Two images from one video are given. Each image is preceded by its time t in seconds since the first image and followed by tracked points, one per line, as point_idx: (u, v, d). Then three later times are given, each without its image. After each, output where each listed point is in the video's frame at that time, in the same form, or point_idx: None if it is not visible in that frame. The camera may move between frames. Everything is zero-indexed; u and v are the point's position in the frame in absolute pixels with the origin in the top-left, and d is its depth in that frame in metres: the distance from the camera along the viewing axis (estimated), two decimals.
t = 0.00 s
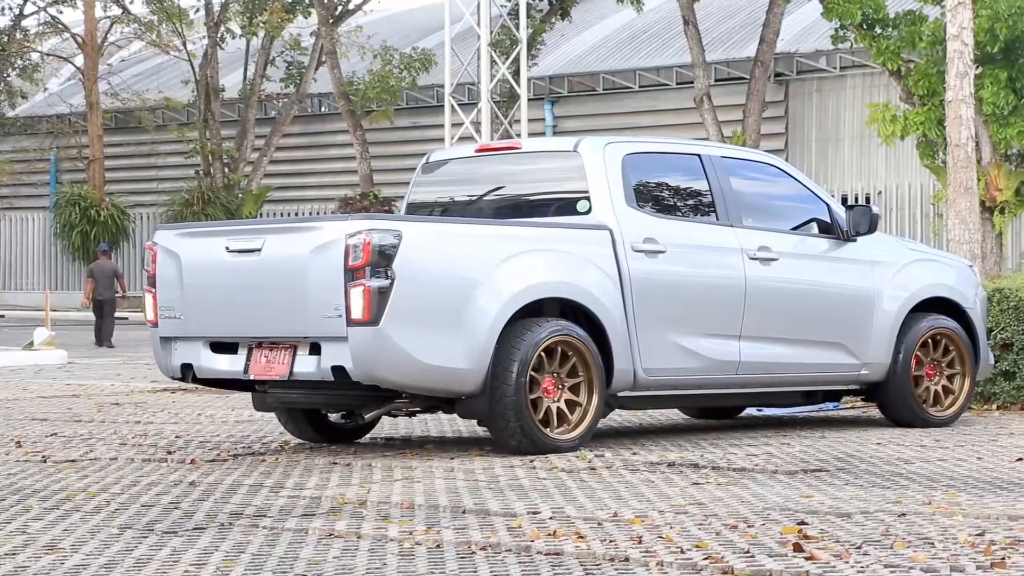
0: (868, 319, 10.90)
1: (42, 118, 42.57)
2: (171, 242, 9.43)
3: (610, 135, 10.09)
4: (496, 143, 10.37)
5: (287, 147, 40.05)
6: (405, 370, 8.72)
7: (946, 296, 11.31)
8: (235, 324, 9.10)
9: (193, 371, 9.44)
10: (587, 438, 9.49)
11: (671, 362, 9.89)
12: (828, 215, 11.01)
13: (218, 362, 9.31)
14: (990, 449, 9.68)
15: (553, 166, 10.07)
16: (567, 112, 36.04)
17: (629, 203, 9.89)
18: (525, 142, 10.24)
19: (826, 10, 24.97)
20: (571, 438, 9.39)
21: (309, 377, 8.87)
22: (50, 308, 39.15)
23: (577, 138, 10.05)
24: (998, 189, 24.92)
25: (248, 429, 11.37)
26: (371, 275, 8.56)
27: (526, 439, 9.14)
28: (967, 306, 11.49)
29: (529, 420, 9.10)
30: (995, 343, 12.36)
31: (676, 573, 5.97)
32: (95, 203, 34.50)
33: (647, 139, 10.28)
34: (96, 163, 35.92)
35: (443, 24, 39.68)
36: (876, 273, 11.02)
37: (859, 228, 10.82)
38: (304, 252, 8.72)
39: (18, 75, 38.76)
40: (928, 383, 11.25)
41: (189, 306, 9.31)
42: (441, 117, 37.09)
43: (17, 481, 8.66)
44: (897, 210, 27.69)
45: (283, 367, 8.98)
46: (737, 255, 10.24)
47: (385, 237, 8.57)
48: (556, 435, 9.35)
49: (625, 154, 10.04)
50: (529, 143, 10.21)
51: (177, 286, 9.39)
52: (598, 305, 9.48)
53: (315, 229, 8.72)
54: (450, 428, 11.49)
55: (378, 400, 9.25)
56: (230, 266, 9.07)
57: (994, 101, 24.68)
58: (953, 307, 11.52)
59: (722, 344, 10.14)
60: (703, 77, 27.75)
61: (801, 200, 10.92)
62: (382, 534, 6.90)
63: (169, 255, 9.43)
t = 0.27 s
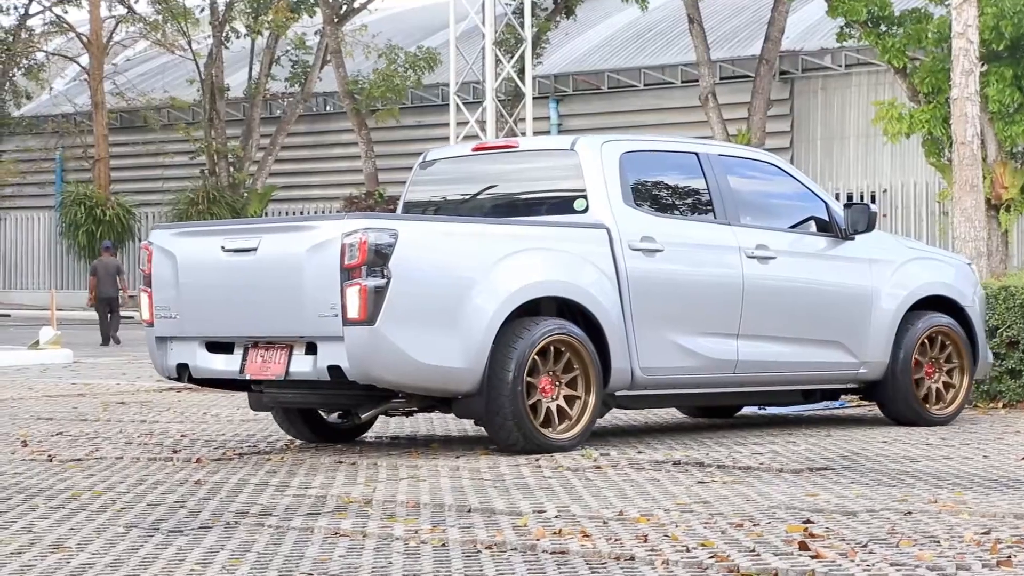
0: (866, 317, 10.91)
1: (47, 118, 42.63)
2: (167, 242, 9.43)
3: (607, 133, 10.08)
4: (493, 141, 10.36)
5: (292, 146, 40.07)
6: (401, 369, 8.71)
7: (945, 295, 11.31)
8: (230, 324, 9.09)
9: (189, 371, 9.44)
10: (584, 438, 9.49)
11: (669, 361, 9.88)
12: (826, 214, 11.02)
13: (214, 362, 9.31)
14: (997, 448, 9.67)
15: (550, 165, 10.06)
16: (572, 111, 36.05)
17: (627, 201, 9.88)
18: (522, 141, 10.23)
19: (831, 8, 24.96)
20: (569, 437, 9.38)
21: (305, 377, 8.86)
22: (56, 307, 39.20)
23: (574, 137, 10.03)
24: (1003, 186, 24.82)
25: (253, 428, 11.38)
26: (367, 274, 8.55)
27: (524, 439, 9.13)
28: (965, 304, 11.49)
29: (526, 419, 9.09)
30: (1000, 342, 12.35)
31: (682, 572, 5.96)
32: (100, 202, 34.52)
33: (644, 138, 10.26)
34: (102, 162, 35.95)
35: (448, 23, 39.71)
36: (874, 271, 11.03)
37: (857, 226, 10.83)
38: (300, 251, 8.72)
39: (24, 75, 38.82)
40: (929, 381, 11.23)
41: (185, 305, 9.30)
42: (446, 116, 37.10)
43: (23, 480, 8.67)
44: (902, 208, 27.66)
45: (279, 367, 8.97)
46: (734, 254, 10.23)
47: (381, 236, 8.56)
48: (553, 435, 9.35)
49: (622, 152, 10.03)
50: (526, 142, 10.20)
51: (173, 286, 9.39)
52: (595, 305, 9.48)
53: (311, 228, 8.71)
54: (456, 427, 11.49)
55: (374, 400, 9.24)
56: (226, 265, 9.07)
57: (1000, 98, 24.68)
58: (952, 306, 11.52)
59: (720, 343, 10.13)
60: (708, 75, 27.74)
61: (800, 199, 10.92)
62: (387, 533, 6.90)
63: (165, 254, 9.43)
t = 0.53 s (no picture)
0: (863, 315, 10.91)
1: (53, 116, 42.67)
2: (160, 241, 9.42)
3: (602, 131, 10.07)
4: (488, 139, 10.35)
5: (298, 144, 40.10)
6: (396, 368, 8.69)
7: (944, 292, 11.33)
8: (224, 324, 9.08)
9: (183, 371, 9.42)
10: (580, 437, 9.49)
11: (666, 359, 9.87)
12: (823, 211, 11.02)
13: (208, 361, 9.29)
14: (1005, 445, 9.67)
15: (544, 163, 10.05)
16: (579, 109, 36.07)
17: (622, 199, 9.88)
18: (518, 139, 10.22)
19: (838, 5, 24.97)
20: (564, 437, 9.38)
21: (299, 377, 8.85)
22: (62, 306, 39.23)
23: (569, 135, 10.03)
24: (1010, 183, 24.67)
25: (259, 427, 11.38)
26: (361, 274, 8.53)
27: (519, 437, 9.13)
28: (964, 301, 11.51)
29: (522, 418, 9.09)
30: (1009, 339, 12.35)
31: (690, 569, 5.97)
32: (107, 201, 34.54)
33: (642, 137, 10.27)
34: (108, 160, 35.96)
35: (454, 21, 39.74)
36: (872, 269, 11.03)
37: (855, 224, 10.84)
38: (293, 250, 8.70)
39: (29, 74, 38.83)
40: (928, 379, 11.25)
41: (179, 305, 9.29)
42: (452, 114, 37.10)
43: (32, 478, 8.68)
44: (909, 206, 27.64)
45: (273, 367, 8.96)
46: (731, 252, 10.22)
47: (375, 236, 8.55)
48: (550, 434, 9.34)
49: (617, 150, 10.03)
50: (521, 140, 10.19)
51: (166, 286, 9.37)
52: (592, 303, 9.46)
53: (304, 227, 8.69)
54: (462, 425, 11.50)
55: (369, 400, 9.26)
56: (219, 265, 9.05)
57: (1007, 96, 24.73)
58: (951, 303, 11.54)
59: (716, 341, 10.12)
60: (715, 73, 27.73)
61: (796, 197, 10.94)
62: (395, 531, 6.90)
63: (159, 254, 9.42)
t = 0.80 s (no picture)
0: (865, 313, 10.90)
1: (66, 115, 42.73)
2: (159, 240, 9.40)
3: (604, 130, 10.06)
4: (489, 137, 10.34)
5: (311, 142, 40.12)
6: (395, 368, 8.67)
7: (949, 289, 11.33)
8: (223, 324, 9.07)
9: (182, 371, 9.41)
10: (581, 437, 9.46)
11: (669, 358, 9.85)
12: (826, 209, 11.00)
13: (208, 362, 9.28)
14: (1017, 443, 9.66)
15: (546, 161, 10.03)
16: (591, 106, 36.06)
17: (624, 197, 9.86)
18: (518, 137, 10.19)
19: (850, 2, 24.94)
20: (566, 436, 9.36)
21: (299, 377, 8.84)
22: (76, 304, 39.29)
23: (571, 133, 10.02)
24: None
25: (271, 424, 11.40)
26: (360, 272, 8.52)
27: (520, 436, 9.09)
28: (969, 299, 11.51)
29: (523, 417, 9.07)
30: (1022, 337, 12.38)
31: (703, 567, 5.97)
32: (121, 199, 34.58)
33: (645, 134, 10.27)
34: (121, 159, 35.97)
35: (466, 19, 39.74)
36: (875, 267, 11.03)
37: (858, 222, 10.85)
38: (293, 249, 8.68)
39: (42, 73, 38.88)
40: (934, 377, 11.25)
41: (178, 305, 9.27)
42: (464, 112, 37.09)
43: (45, 476, 8.71)
44: (923, 203, 27.61)
45: (273, 367, 8.94)
46: (733, 249, 10.21)
47: (374, 234, 8.54)
48: (551, 433, 9.32)
49: (618, 148, 10.02)
50: (522, 138, 10.18)
51: (166, 286, 9.35)
52: (593, 302, 9.45)
53: (304, 226, 8.68)
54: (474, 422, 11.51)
55: (369, 400, 9.24)
56: (218, 265, 9.04)
57: (1021, 93, 24.69)
58: (956, 300, 11.55)
59: (719, 340, 10.11)
60: (727, 71, 27.70)
61: (799, 195, 10.93)
62: (408, 529, 6.91)
63: (158, 254, 9.41)
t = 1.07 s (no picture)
0: (865, 313, 10.88)
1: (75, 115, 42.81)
2: (152, 240, 9.33)
3: (601, 129, 10.04)
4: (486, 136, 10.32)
5: (319, 141, 40.16)
6: (389, 368, 8.61)
7: (949, 288, 11.33)
8: (217, 323, 9.00)
9: (177, 371, 9.33)
10: (578, 437, 9.42)
11: (666, 357, 9.83)
12: (825, 209, 10.99)
13: (202, 363, 9.21)
14: None
15: (543, 160, 10.02)
16: (599, 105, 36.08)
17: (621, 197, 9.83)
18: (515, 136, 10.19)
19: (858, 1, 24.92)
20: (562, 436, 9.31)
21: (294, 378, 8.77)
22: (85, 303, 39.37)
23: (568, 132, 10.01)
24: None
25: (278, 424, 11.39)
26: (355, 272, 8.45)
27: (515, 436, 9.05)
28: (968, 299, 11.51)
29: (519, 418, 9.02)
30: None
31: (710, 567, 5.96)
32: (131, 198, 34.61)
33: (644, 133, 10.27)
34: (130, 159, 36.01)
35: (475, 19, 39.77)
36: (874, 266, 11.01)
37: (857, 221, 10.85)
38: (287, 249, 8.61)
39: (51, 72, 38.95)
40: (933, 377, 11.24)
41: (171, 305, 9.20)
42: (473, 111, 37.11)
43: (53, 475, 8.71)
44: (931, 203, 27.62)
45: (268, 367, 8.88)
46: (731, 249, 10.19)
47: (369, 234, 8.47)
48: (547, 434, 9.27)
49: (616, 147, 10.00)
50: (519, 137, 10.17)
51: (159, 286, 9.29)
52: (590, 302, 9.41)
53: (298, 226, 8.61)
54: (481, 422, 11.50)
55: (365, 400, 9.17)
56: (211, 264, 8.97)
57: None
58: (955, 300, 11.54)
59: (716, 340, 10.08)
60: (736, 70, 27.68)
61: (798, 194, 10.92)
62: (416, 528, 6.91)
63: (151, 254, 9.34)
